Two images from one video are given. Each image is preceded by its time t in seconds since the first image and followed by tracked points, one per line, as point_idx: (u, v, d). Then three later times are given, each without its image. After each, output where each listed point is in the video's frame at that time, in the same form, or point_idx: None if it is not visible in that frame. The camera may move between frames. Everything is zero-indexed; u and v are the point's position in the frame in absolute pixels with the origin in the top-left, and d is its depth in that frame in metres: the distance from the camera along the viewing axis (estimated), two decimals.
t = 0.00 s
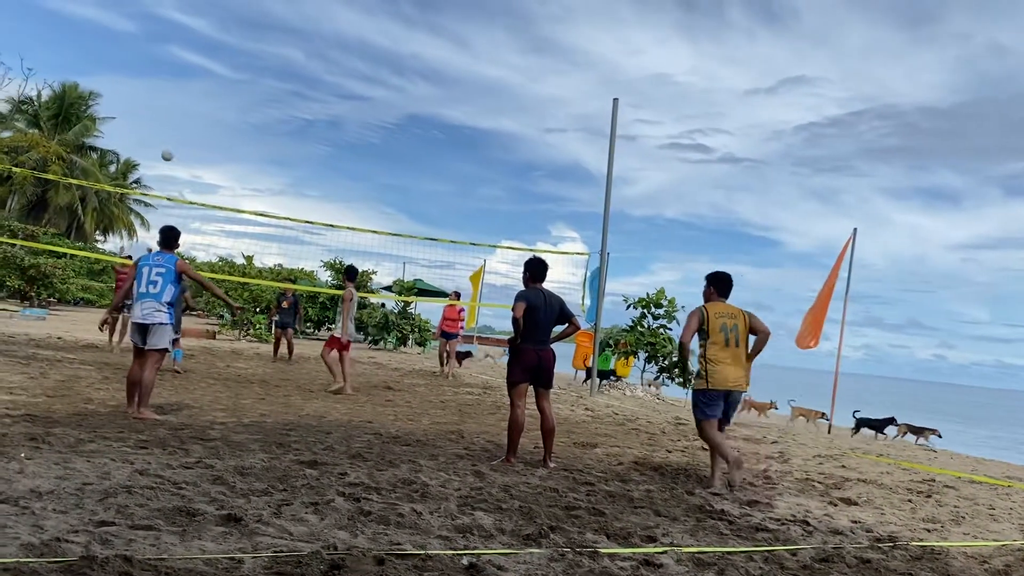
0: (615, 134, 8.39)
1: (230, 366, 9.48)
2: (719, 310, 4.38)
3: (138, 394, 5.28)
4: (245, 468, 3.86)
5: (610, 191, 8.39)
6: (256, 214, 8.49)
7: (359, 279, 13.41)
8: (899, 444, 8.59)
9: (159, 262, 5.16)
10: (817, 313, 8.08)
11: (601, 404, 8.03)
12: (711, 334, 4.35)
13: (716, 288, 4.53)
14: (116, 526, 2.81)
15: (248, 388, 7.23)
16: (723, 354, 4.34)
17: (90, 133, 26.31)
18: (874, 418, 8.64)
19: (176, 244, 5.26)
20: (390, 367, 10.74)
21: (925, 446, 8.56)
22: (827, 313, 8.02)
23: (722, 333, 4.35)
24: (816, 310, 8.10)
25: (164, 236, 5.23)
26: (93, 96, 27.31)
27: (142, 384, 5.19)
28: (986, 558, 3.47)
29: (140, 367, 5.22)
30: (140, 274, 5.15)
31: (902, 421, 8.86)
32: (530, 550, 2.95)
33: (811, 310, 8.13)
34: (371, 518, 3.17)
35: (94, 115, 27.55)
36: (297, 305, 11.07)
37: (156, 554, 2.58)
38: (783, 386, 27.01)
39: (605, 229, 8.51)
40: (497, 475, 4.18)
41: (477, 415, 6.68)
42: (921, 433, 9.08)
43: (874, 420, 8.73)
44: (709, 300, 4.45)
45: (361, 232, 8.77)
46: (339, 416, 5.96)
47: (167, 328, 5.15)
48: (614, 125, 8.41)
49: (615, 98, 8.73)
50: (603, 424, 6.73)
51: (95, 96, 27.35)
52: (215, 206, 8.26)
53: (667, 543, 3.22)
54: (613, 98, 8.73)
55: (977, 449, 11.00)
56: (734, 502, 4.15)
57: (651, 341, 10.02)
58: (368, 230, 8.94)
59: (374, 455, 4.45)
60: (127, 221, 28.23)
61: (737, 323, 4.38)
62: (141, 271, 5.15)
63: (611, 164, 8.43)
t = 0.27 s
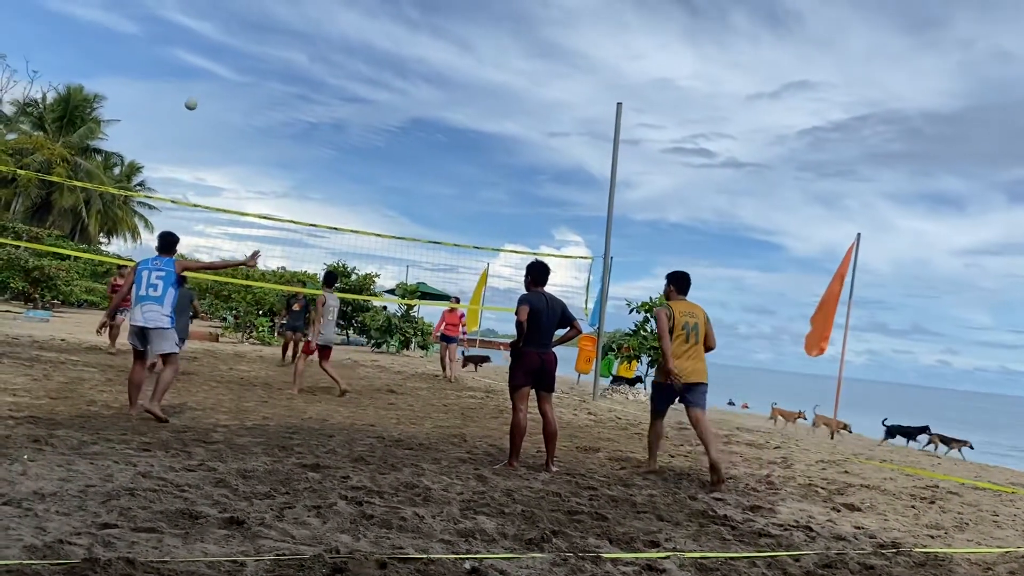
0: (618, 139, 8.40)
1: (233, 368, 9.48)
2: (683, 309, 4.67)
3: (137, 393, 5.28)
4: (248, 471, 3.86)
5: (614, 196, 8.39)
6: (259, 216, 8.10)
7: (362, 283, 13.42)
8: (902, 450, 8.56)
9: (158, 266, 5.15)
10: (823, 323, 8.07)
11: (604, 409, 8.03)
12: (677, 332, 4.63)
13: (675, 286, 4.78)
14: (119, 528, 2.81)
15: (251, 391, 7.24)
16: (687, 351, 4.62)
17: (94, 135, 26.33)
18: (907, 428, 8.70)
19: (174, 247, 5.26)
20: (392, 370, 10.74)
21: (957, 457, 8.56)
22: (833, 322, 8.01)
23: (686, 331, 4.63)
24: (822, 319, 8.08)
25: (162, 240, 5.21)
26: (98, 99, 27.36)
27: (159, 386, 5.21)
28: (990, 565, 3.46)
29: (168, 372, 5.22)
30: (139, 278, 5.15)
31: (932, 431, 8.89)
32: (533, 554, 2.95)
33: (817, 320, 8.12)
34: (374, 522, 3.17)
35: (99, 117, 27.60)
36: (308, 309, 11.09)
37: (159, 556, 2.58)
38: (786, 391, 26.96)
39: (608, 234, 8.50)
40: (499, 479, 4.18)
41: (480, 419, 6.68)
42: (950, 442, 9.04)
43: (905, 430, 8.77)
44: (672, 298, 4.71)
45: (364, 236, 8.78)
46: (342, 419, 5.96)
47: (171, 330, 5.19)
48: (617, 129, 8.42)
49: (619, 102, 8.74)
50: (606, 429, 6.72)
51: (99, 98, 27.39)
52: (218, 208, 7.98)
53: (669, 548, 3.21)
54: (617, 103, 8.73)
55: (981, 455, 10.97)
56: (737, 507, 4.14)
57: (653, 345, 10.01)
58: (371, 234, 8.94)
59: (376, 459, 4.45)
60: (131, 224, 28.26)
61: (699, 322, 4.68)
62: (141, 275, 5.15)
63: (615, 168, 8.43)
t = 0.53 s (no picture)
0: (616, 142, 8.41)
1: (231, 370, 9.48)
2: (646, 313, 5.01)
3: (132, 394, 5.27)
4: (245, 472, 3.86)
5: (612, 198, 8.39)
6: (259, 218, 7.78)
7: (360, 284, 13.42)
8: (900, 453, 8.56)
9: (158, 266, 5.15)
10: (823, 328, 8.09)
11: (601, 411, 8.03)
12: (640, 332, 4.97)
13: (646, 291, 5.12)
14: (116, 530, 2.81)
15: (249, 392, 7.23)
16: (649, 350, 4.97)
17: (93, 136, 26.32)
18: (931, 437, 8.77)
19: (170, 248, 5.27)
20: (390, 372, 10.74)
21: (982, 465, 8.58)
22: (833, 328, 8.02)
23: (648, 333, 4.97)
24: (821, 324, 8.10)
25: (158, 241, 5.21)
26: (97, 100, 27.36)
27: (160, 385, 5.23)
28: (986, 568, 3.47)
29: (168, 371, 5.22)
30: (138, 279, 5.14)
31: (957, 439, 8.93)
32: (530, 556, 2.95)
33: (817, 325, 8.14)
34: (371, 523, 3.17)
35: (98, 118, 27.59)
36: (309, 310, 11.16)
37: (156, 557, 2.58)
38: (784, 394, 26.98)
39: (607, 236, 8.51)
40: (497, 481, 4.18)
41: (478, 420, 6.68)
42: (974, 452, 9.06)
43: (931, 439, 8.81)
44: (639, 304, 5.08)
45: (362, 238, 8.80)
46: (340, 420, 5.96)
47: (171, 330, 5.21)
48: (616, 132, 8.43)
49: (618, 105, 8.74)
50: (603, 431, 6.72)
51: (98, 99, 27.39)
52: (216, 210, 7.90)
53: (667, 550, 3.21)
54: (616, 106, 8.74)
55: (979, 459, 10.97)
56: (734, 509, 4.14)
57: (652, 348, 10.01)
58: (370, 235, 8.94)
59: (374, 460, 4.45)
60: (129, 225, 28.26)
61: (662, 326, 4.99)
62: (139, 276, 5.14)
63: (613, 170, 8.44)
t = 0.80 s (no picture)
0: (612, 143, 8.42)
1: (226, 370, 9.47)
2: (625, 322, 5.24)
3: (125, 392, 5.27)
4: (240, 472, 3.86)
5: (608, 199, 8.41)
6: (254, 218, 8.23)
7: (356, 284, 13.42)
8: (895, 454, 8.59)
9: (158, 267, 5.15)
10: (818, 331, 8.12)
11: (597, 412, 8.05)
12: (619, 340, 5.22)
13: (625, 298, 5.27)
14: (111, 530, 2.81)
15: (244, 392, 7.23)
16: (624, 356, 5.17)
17: (88, 136, 26.25)
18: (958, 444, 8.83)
19: (168, 250, 5.27)
20: (386, 373, 10.74)
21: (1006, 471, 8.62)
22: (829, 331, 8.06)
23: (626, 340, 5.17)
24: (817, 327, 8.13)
25: (155, 243, 5.20)
26: (92, 100, 27.31)
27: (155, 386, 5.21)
28: (979, 568, 3.48)
29: (164, 372, 5.21)
30: (137, 280, 5.13)
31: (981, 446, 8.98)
32: (525, 557, 2.95)
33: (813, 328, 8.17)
34: (366, 524, 3.17)
35: (93, 118, 27.53)
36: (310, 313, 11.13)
37: (151, 558, 2.58)
38: (779, 395, 27.03)
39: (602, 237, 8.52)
40: (492, 482, 4.19)
41: (474, 421, 6.69)
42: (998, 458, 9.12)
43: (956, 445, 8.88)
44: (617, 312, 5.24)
45: (358, 238, 8.80)
46: (335, 421, 5.96)
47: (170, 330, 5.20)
48: (612, 133, 8.44)
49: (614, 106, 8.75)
50: (599, 431, 6.73)
51: (94, 99, 27.33)
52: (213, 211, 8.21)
53: (661, 551, 3.22)
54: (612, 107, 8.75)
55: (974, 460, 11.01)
56: (729, 510, 4.15)
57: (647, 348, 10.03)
58: (365, 236, 8.93)
59: (369, 461, 4.45)
60: (124, 225, 28.20)
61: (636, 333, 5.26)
62: (139, 277, 5.12)
63: (609, 171, 8.45)
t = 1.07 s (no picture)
0: (607, 143, 8.42)
1: (220, 371, 9.43)
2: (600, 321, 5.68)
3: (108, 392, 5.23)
4: (233, 473, 3.83)
5: (603, 199, 8.40)
6: (247, 218, 7.86)
7: (350, 285, 13.39)
8: (888, 455, 8.61)
9: (149, 272, 5.14)
10: (813, 332, 8.14)
11: (591, 412, 8.04)
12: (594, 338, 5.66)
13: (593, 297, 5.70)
14: (101, 531, 2.79)
15: (237, 393, 7.20)
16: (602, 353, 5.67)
17: (81, 135, 26.13)
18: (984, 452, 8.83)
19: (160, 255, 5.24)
20: (380, 373, 10.71)
21: None
22: (823, 332, 8.08)
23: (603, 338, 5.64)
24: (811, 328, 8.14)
25: (147, 247, 5.17)
26: (85, 99, 27.19)
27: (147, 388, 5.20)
28: (973, 570, 3.48)
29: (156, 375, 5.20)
30: (127, 283, 5.10)
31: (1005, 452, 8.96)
32: (519, 558, 2.94)
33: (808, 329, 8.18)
34: (359, 525, 3.15)
35: (86, 117, 27.42)
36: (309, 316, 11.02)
37: (142, 559, 2.56)
38: (773, 396, 27.08)
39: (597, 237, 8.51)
40: (486, 483, 4.18)
41: (467, 422, 6.68)
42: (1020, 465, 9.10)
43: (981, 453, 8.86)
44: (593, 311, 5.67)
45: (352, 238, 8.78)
46: (328, 422, 5.94)
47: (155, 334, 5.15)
48: (607, 133, 8.44)
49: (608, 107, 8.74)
50: (593, 432, 6.73)
51: (86, 98, 27.21)
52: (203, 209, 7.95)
53: (655, 552, 3.21)
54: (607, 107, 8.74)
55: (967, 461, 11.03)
56: (723, 511, 4.15)
57: (641, 349, 10.02)
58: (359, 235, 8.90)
59: (363, 462, 4.43)
60: (116, 225, 28.08)
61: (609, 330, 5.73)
62: (129, 280, 5.10)
63: (604, 172, 8.44)
